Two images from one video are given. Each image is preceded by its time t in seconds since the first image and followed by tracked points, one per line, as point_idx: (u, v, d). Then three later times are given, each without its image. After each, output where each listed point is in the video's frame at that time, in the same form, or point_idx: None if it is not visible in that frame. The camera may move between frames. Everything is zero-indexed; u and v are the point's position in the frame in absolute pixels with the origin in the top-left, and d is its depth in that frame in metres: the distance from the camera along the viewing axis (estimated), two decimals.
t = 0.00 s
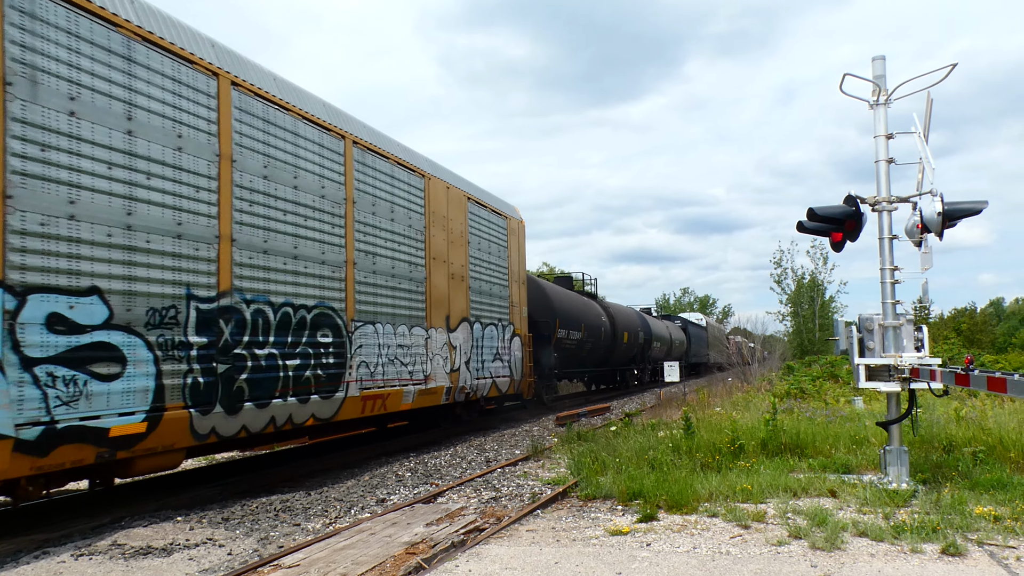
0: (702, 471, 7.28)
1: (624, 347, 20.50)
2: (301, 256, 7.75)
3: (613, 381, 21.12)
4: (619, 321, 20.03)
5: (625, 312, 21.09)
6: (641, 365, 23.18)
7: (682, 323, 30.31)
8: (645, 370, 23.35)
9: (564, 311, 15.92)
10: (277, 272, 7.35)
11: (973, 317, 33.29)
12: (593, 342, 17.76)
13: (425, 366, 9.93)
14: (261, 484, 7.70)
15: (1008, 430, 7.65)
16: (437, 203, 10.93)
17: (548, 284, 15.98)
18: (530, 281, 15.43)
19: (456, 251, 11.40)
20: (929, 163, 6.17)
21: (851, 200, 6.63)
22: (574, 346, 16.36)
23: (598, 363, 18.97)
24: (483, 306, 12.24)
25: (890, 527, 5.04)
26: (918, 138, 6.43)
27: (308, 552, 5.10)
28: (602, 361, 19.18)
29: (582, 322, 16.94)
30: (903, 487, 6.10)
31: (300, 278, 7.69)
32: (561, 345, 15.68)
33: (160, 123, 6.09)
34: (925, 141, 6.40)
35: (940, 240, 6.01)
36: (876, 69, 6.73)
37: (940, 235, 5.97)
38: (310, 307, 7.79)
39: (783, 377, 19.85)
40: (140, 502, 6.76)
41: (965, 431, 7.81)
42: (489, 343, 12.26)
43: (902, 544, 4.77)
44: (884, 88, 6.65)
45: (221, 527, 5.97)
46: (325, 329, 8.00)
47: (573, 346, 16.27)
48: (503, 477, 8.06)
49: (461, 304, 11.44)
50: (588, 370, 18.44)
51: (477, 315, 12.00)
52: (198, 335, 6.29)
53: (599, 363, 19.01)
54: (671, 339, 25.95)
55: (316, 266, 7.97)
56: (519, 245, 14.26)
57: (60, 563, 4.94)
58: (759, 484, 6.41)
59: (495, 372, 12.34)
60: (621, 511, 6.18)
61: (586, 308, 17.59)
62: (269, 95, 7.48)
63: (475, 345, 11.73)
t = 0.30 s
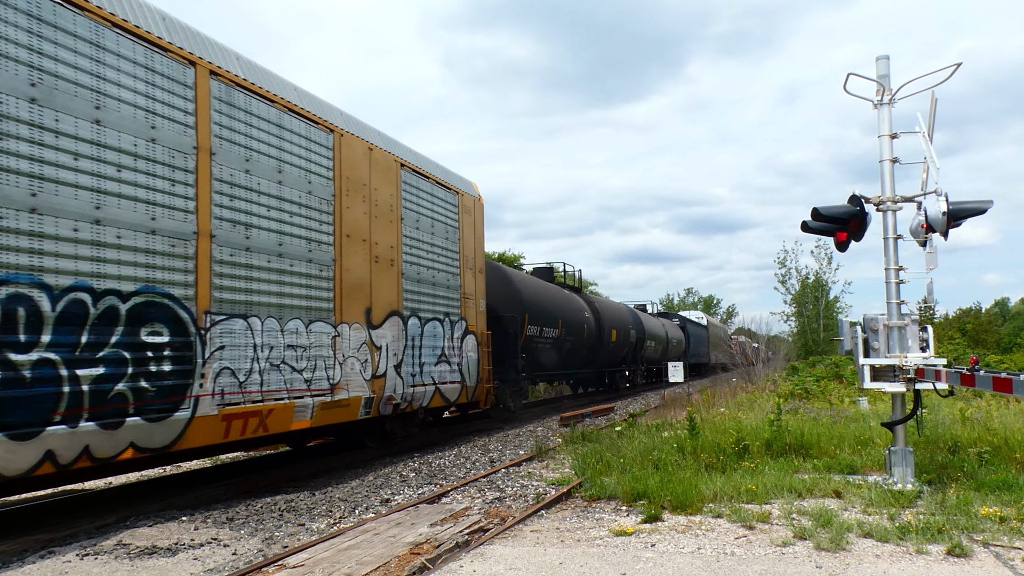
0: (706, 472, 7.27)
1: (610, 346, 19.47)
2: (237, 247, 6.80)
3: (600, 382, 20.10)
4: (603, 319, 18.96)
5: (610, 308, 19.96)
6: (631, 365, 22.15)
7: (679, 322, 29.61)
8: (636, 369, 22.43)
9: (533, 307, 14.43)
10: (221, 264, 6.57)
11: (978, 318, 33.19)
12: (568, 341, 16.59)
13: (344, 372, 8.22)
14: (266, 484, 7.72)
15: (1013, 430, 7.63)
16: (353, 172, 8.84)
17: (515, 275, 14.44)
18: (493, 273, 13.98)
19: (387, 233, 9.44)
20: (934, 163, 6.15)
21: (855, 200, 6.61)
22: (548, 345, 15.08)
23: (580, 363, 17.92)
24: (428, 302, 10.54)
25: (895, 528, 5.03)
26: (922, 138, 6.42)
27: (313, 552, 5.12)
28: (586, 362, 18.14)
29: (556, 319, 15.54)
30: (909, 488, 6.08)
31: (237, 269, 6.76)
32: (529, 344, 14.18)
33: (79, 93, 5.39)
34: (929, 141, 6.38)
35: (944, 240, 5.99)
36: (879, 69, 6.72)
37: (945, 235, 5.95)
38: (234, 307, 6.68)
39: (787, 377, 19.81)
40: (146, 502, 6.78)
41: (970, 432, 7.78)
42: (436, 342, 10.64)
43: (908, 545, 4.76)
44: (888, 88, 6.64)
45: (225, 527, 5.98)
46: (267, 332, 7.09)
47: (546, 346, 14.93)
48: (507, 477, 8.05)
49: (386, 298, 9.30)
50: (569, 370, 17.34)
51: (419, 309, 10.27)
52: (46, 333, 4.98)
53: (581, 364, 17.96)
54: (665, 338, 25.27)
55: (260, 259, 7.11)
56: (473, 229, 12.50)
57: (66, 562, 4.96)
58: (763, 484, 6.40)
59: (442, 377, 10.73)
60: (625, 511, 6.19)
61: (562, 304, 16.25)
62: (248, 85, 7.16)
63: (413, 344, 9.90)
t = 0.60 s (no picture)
0: (707, 472, 7.27)
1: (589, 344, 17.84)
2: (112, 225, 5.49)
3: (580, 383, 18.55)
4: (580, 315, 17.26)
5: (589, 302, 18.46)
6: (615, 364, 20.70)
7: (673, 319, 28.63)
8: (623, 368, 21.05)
9: (486, 299, 12.45)
10: (80, 244, 5.25)
11: (979, 318, 33.16)
12: (535, 338, 14.64)
13: (182, 383, 5.99)
14: (267, 484, 7.73)
15: (1014, 430, 7.62)
16: (216, 118, 6.60)
17: (468, 264, 12.47)
18: (441, 258, 12.10)
19: (270, 197, 7.30)
20: (935, 163, 6.15)
21: (857, 201, 6.61)
22: (508, 342, 13.45)
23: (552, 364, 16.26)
24: (329, 289, 8.21)
25: (896, 528, 5.03)
26: (924, 138, 6.41)
27: (314, 552, 5.12)
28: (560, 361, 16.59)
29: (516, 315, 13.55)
30: (910, 488, 6.08)
31: (103, 251, 5.40)
32: (482, 341, 12.42)
33: (36, 77, 4.99)
34: (931, 141, 6.38)
35: (946, 240, 5.98)
36: (881, 69, 6.72)
37: (946, 235, 5.94)
38: (37, 294, 4.89)
39: (788, 378, 19.82)
40: (147, 502, 6.80)
41: (971, 432, 7.77)
42: (343, 339, 8.35)
43: (909, 545, 4.76)
44: (889, 88, 6.63)
45: (226, 527, 5.99)
46: (173, 335, 5.94)
47: (505, 344, 13.26)
48: (508, 478, 8.05)
49: (259, 284, 7.03)
50: (537, 370, 15.74)
51: (317, 298, 7.97)
52: None
53: (555, 364, 16.39)
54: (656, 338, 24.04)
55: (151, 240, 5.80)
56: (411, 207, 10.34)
57: (66, 563, 4.96)
58: (764, 484, 6.39)
59: (354, 385, 8.52)
60: (626, 511, 6.19)
61: (521, 295, 14.06)
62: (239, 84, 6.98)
63: (305, 341, 7.63)
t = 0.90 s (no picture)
0: (706, 472, 7.26)
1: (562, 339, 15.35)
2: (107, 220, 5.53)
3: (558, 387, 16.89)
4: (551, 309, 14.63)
5: (565, 295, 16.26)
6: (602, 365, 18.87)
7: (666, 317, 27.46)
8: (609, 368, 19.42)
9: (420, 290, 10.15)
10: (94, 245, 5.40)
11: (979, 318, 33.16)
12: (489, 335, 12.30)
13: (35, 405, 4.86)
14: (267, 485, 7.73)
15: (1014, 430, 7.62)
16: None
17: (387, 243, 9.92)
18: (365, 238, 9.82)
19: (36, 128, 5.02)
20: (935, 163, 6.15)
21: (857, 201, 6.61)
22: (451, 342, 11.08)
23: (518, 361, 14.01)
24: (156, 263, 5.95)
25: (895, 528, 5.03)
26: (923, 138, 6.41)
27: (313, 552, 5.11)
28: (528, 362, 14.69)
29: (450, 301, 10.88)
30: (909, 488, 6.07)
31: (116, 254, 5.57)
32: (413, 339, 10.12)
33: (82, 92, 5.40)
34: (931, 141, 6.37)
35: (946, 241, 5.98)
36: (881, 69, 6.71)
37: (946, 235, 5.94)
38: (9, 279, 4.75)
39: (787, 378, 19.82)
40: (147, 502, 6.80)
41: (971, 432, 7.77)
42: (182, 335, 6.11)
43: (909, 546, 4.76)
44: (889, 88, 6.63)
45: (226, 527, 5.98)
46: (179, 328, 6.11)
47: (446, 343, 10.94)
48: (507, 478, 8.05)
49: (22, 256, 4.87)
50: (501, 372, 13.68)
51: (136, 278, 5.74)
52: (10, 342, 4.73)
53: (520, 360, 13.97)
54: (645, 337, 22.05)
55: None
56: (312, 169, 8.14)
57: (66, 563, 4.96)
58: (764, 484, 6.40)
59: (203, 398, 6.28)
60: (626, 511, 6.19)
61: (475, 287, 11.89)
62: (167, 45, 6.27)
63: (115, 341, 5.47)
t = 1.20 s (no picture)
0: (704, 471, 7.27)
1: (512, 330, 13.48)
2: None
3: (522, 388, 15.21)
4: (503, 306, 13.07)
5: (524, 284, 14.65)
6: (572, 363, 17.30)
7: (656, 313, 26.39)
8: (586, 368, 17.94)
9: (313, 273, 8.05)
10: None
11: (975, 316, 33.20)
12: (414, 331, 10.14)
13: None
14: (264, 484, 7.71)
15: (1011, 429, 7.63)
16: None
17: (270, 212, 7.76)
18: (234, 204, 7.54)
19: None
20: (932, 161, 6.16)
21: (854, 199, 6.61)
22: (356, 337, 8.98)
23: (459, 355, 11.84)
24: None
25: (893, 526, 5.05)
26: (920, 136, 6.42)
27: (311, 552, 5.11)
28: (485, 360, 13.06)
29: (373, 290, 9.14)
30: (906, 486, 6.08)
31: None
32: (304, 335, 8.03)
33: None
34: (928, 139, 6.38)
35: (942, 239, 5.99)
36: (878, 67, 6.72)
37: (942, 234, 5.95)
38: None
39: (785, 376, 19.84)
40: (144, 502, 6.79)
41: (967, 430, 7.79)
42: None
43: (906, 544, 4.77)
44: (886, 86, 6.64)
45: (224, 527, 5.97)
46: None
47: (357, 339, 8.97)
48: (505, 477, 8.04)
49: None
50: (435, 371, 11.35)
51: None
52: None
53: (469, 358, 12.23)
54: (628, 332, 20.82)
55: None
56: (123, 102, 5.91)
57: (64, 563, 4.95)
58: (761, 482, 6.41)
59: None
60: (623, 510, 6.19)
61: (403, 267, 9.97)
62: None
63: None
